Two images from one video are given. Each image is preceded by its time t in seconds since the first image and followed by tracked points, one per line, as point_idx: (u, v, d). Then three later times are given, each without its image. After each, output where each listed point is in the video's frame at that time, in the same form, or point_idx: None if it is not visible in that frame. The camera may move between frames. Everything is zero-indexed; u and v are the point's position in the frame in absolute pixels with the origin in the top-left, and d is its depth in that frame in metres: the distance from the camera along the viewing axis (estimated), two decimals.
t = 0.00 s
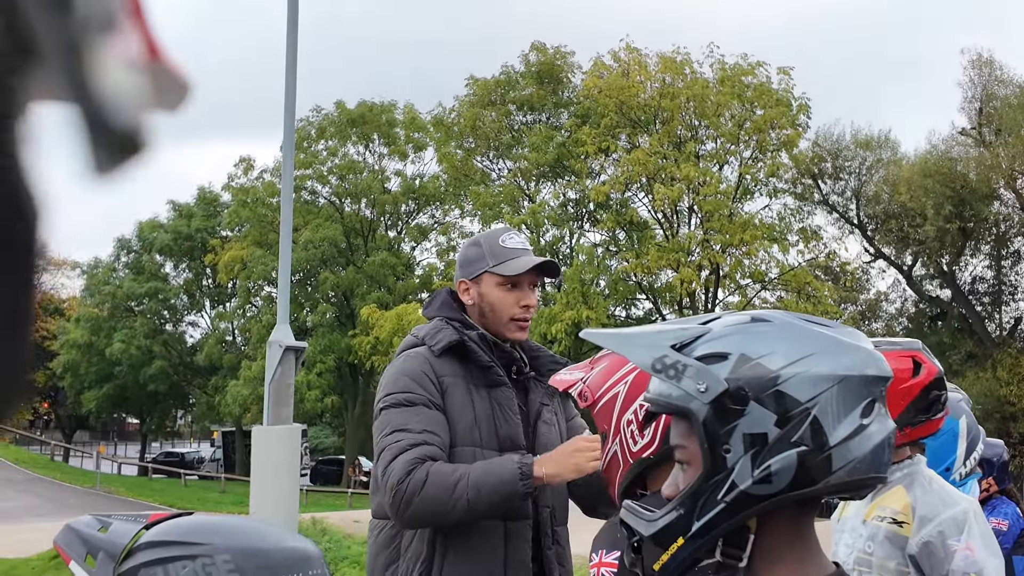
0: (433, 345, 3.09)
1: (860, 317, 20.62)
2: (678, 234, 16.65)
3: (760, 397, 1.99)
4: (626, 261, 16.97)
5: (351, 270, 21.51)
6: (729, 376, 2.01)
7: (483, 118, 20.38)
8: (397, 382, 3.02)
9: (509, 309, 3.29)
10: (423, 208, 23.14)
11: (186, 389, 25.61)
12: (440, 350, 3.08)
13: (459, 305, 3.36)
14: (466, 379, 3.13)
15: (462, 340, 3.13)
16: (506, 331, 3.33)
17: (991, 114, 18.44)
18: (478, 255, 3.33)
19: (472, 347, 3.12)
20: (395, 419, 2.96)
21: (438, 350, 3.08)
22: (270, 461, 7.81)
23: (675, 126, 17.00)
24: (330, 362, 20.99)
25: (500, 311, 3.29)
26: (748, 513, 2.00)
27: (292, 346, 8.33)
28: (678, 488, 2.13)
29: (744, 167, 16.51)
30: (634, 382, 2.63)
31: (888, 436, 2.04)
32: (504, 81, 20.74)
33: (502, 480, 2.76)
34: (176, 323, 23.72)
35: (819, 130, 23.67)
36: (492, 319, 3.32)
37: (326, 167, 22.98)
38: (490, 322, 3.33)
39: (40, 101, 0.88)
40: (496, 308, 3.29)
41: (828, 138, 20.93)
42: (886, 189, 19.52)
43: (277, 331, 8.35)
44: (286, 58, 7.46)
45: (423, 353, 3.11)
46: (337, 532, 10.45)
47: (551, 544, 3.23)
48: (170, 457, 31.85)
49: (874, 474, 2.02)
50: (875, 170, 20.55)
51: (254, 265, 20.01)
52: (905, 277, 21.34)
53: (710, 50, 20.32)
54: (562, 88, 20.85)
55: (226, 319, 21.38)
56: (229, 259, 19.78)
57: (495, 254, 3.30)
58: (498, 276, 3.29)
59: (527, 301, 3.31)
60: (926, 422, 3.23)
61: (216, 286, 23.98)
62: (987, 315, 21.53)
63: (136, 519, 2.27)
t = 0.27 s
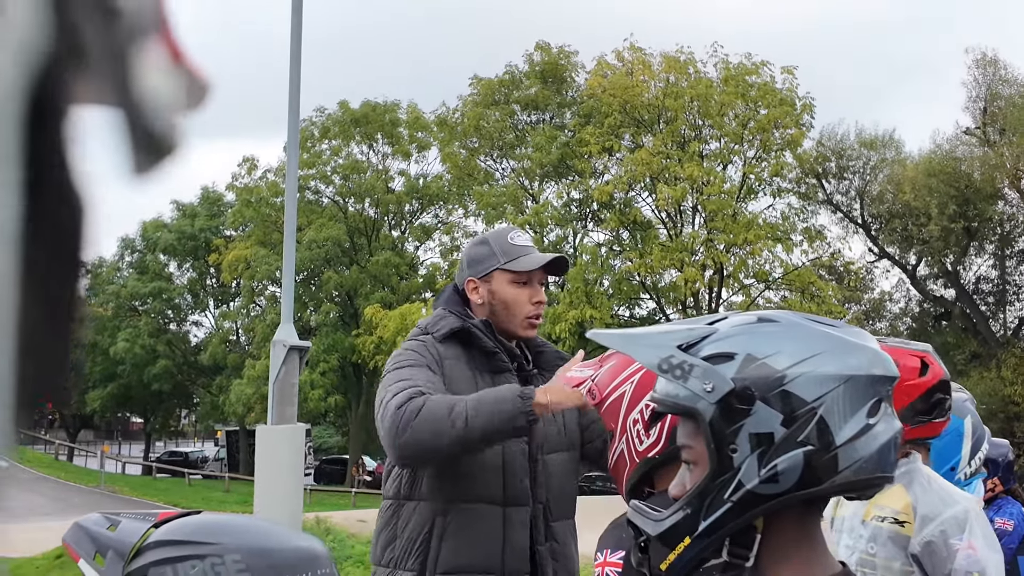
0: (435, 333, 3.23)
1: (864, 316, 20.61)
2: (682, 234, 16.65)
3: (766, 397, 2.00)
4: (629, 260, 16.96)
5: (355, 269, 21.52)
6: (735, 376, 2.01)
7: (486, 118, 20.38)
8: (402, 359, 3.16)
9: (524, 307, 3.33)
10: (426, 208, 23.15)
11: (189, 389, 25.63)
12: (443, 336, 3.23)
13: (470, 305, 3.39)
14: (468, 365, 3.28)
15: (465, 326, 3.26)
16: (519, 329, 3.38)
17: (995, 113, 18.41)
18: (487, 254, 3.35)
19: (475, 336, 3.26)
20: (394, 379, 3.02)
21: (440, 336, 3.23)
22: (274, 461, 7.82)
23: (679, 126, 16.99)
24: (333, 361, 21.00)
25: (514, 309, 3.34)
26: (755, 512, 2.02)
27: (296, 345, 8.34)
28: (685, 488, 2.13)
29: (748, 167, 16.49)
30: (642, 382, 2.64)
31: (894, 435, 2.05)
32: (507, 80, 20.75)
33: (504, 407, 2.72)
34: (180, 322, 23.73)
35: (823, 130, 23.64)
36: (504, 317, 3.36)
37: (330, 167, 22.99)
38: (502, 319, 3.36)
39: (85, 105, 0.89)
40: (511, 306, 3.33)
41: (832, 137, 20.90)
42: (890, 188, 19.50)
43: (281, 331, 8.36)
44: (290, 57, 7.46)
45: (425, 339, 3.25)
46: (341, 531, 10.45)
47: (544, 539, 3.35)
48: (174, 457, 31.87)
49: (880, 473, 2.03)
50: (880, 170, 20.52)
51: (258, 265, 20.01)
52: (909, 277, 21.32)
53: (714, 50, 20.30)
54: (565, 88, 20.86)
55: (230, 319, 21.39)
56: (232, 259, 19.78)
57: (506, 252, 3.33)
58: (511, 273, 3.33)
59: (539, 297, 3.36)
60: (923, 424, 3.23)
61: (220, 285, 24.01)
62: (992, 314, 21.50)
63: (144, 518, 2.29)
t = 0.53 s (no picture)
0: (408, 342, 3.13)
1: (868, 316, 20.59)
2: (685, 234, 16.65)
3: (772, 396, 2.00)
4: (633, 260, 16.97)
5: (359, 269, 21.54)
6: (741, 375, 2.02)
7: (490, 118, 20.40)
8: (388, 371, 3.05)
9: (484, 303, 3.34)
10: (430, 208, 23.17)
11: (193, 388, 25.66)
12: (419, 345, 3.14)
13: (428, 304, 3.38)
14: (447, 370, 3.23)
15: (438, 335, 3.19)
16: (480, 327, 3.37)
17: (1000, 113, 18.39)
18: (445, 251, 3.37)
19: (450, 341, 3.21)
20: (411, 394, 2.95)
21: (418, 344, 3.14)
22: (279, 460, 7.83)
23: (683, 125, 17.01)
24: (337, 361, 21.02)
25: (475, 306, 3.34)
26: (760, 511, 2.02)
27: (300, 344, 8.35)
28: (690, 486, 2.13)
29: (752, 166, 16.48)
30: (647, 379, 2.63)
31: (900, 436, 2.05)
32: (511, 80, 20.78)
33: (563, 399, 2.84)
34: (184, 322, 23.78)
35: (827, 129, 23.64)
36: (466, 315, 3.36)
37: (333, 167, 23.01)
38: (463, 318, 3.37)
39: (104, 98, 0.74)
40: (470, 303, 3.34)
41: (836, 137, 20.88)
42: (894, 188, 19.49)
43: (285, 330, 8.38)
44: (294, 56, 7.47)
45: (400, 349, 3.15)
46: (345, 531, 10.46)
47: (528, 541, 3.37)
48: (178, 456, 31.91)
49: (886, 473, 2.03)
50: (884, 169, 20.51)
51: (262, 264, 20.04)
52: (913, 277, 21.30)
53: (718, 50, 20.30)
54: (569, 87, 20.88)
55: (234, 318, 21.42)
56: (236, 258, 19.80)
57: (464, 248, 3.35)
58: (470, 270, 3.35)
59: (499, 294, 3.38)
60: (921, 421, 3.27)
61: (224, 284, 24.04)
62: (996, 315, 21.47)
63: (153, 515, 2.29)
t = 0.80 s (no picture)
0: (356, 341, 3.03)
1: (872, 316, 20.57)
2: (689, 233, 16.65)
3: (776, 395, 2.00)
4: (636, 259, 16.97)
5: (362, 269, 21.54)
6: (746, 375, 2.02)
7: (493, 118, 20.41)
8: (340, 375, 2.94)
9: (424, 293, 3.24)
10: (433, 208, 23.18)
11: (196, 388, 25.66)
12: (368, 344, 3.03)
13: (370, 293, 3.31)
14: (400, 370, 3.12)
15: (388, 333, 3.08)
16: (423, 315, 3.28)
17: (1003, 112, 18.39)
18: (386, 239, 3.28)
19: (401, 339, 3.09)
20: (363, 401, 2.85)
21: (367, 344, 3.04)
22: (282, 460, 7.84)
23: (685, 125, 17.00)
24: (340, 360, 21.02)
25: (415, 296, 3.25)
26: (765, 510, 2.01)
27: (303, 344, 8.35)
28: (695, 486, 2.14)
29: (755, 166, 16.48)
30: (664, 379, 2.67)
31: (904, 435, 2.05)
32: (514, 80, 20.80)
33: (525, 407, 2.77)
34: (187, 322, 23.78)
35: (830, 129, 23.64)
36: (408, 305, 3.27)
37: (337, 167, 23.02)
38: (405, 308, 3.28)
39: (106, 95, 0.89)
40: (411, 293, 3.24)
41: (839, 137, 20.87)
42: (897, 188, 19.48)
43: (288, 330, 8.38)
44: (297, 56, 7.48)
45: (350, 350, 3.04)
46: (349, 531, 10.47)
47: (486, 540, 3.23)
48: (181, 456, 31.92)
49: (891, 473, 2.03)
50: (887, 170, 20.50)
51: (265, 264, 20.04)
52: (916, 276, 21.30)
53: (721, 50, 20.30)
54: (572, 87, 20.91)
55: (237, 318, 21.43)
56: (240, 258, 19.80)
57: (404, 236, 3.26)
58: (410, 258, 3.25)
59: (443, 282, 3.28)
60: (915, 412, 3.28)
61: (227, 284, 24.04)
62: (999, 315, 21.46)
63: (162, 515, 2.30)
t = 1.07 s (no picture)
0: (318, 337, 3.08)
1: (875, 316, 20.56)
2: (692, 233, 16.66)
3: (783, 394, 2.01)
4: (639, 259, 16.97)
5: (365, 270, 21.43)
6: (753, 374, 2.02)
7: (496, 117, 20.41)
8: (298, 371, 3.00)
9: (391, 279, 3.25)
10: (436, 207, 23.07)
11: (199, 387, 25.66)
12: (329, 339, 3.07)
13: (341, 283, 3.32)
14: (367, 365, 3.13)
15: (351, 327, 3.10)
16: (392, 303, 3.27)
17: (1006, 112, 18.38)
18: (356, 226, 3.30)
19: (362, 335, 3.10)
20: (313, 396, 2.89)
21: (328, 339, 3.08)
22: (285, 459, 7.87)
23: (689, 124, 17.00)
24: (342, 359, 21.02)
25: (383, 282, 3.25)
26: (772, 507, 2.01)
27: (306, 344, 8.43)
28: (702, 486, 2.15)
29: (759, 166, 16.46)
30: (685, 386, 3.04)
31: (912, 433, 2.06)
32: (517, 79, 20.79)
33: (464, 399, 2.72)
34: (190, 321, 23.78)
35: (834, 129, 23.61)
36: (376, 292, 3.27)
37: (339, 166, 23.02)
38: (374, 296, 3.28)
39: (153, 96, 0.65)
40: (378, 279, 3.25)
41: (843, 136, 20.86)
42: (901, 187, 19.52)
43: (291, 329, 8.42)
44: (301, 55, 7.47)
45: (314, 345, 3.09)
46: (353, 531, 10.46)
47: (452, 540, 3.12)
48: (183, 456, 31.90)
49: (898, 471, 2.03)
50: (890, 169, 20.49)
51: (268, 263, 20.03)
52: (919, 275, 21.29)
53: (724, 49, 20.29)
54: (575, 87, 20.92)
55: (240, 317, 21.42)
56: (243, 257, 19.78)
57: (372, 222, 3.27)
58: (377, 244, 3.26)
59: (411, 269, 3.28)
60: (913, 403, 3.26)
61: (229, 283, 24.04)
62: (1003, 314, 21.44)
63: (172, 513, 2.33)
